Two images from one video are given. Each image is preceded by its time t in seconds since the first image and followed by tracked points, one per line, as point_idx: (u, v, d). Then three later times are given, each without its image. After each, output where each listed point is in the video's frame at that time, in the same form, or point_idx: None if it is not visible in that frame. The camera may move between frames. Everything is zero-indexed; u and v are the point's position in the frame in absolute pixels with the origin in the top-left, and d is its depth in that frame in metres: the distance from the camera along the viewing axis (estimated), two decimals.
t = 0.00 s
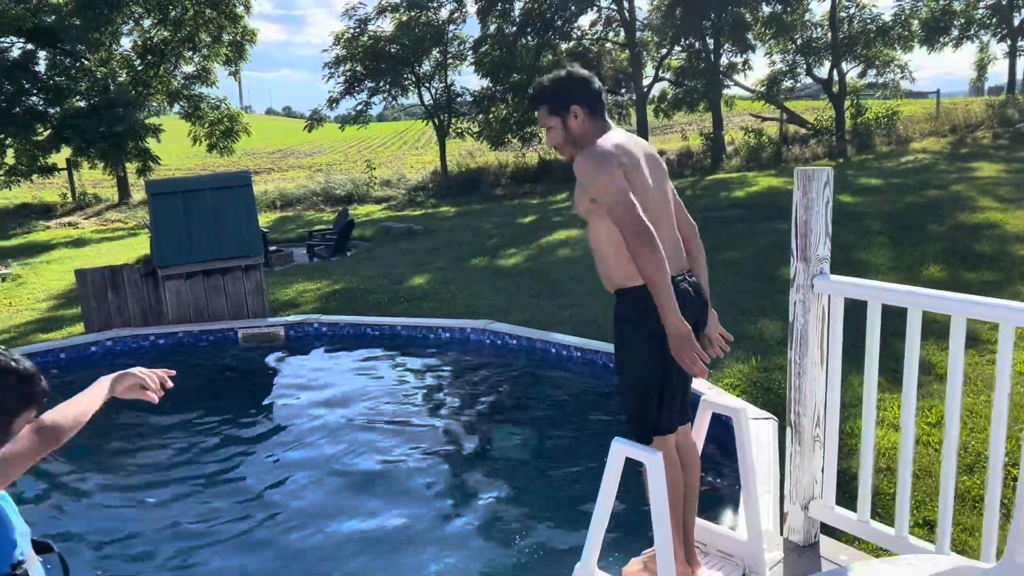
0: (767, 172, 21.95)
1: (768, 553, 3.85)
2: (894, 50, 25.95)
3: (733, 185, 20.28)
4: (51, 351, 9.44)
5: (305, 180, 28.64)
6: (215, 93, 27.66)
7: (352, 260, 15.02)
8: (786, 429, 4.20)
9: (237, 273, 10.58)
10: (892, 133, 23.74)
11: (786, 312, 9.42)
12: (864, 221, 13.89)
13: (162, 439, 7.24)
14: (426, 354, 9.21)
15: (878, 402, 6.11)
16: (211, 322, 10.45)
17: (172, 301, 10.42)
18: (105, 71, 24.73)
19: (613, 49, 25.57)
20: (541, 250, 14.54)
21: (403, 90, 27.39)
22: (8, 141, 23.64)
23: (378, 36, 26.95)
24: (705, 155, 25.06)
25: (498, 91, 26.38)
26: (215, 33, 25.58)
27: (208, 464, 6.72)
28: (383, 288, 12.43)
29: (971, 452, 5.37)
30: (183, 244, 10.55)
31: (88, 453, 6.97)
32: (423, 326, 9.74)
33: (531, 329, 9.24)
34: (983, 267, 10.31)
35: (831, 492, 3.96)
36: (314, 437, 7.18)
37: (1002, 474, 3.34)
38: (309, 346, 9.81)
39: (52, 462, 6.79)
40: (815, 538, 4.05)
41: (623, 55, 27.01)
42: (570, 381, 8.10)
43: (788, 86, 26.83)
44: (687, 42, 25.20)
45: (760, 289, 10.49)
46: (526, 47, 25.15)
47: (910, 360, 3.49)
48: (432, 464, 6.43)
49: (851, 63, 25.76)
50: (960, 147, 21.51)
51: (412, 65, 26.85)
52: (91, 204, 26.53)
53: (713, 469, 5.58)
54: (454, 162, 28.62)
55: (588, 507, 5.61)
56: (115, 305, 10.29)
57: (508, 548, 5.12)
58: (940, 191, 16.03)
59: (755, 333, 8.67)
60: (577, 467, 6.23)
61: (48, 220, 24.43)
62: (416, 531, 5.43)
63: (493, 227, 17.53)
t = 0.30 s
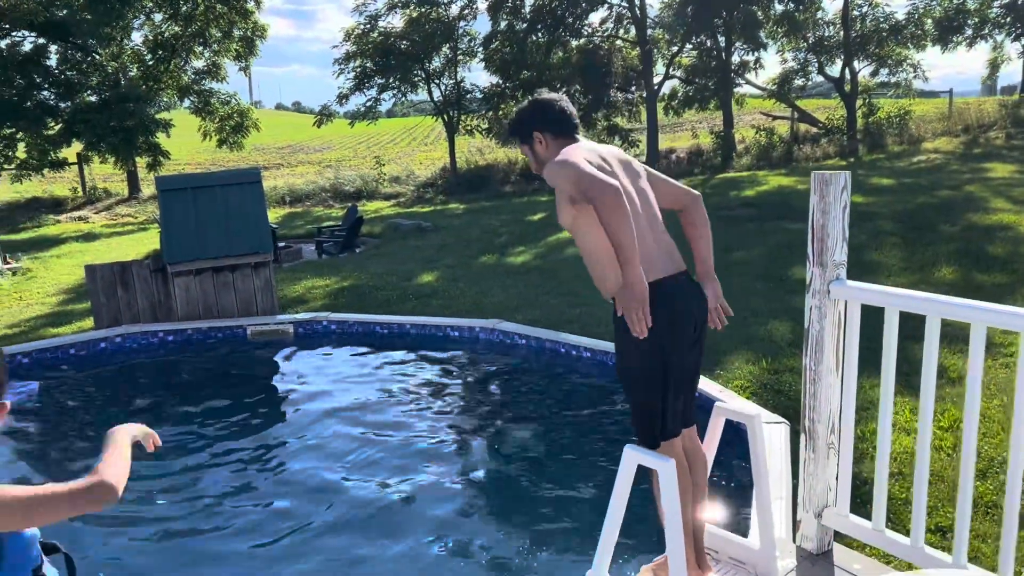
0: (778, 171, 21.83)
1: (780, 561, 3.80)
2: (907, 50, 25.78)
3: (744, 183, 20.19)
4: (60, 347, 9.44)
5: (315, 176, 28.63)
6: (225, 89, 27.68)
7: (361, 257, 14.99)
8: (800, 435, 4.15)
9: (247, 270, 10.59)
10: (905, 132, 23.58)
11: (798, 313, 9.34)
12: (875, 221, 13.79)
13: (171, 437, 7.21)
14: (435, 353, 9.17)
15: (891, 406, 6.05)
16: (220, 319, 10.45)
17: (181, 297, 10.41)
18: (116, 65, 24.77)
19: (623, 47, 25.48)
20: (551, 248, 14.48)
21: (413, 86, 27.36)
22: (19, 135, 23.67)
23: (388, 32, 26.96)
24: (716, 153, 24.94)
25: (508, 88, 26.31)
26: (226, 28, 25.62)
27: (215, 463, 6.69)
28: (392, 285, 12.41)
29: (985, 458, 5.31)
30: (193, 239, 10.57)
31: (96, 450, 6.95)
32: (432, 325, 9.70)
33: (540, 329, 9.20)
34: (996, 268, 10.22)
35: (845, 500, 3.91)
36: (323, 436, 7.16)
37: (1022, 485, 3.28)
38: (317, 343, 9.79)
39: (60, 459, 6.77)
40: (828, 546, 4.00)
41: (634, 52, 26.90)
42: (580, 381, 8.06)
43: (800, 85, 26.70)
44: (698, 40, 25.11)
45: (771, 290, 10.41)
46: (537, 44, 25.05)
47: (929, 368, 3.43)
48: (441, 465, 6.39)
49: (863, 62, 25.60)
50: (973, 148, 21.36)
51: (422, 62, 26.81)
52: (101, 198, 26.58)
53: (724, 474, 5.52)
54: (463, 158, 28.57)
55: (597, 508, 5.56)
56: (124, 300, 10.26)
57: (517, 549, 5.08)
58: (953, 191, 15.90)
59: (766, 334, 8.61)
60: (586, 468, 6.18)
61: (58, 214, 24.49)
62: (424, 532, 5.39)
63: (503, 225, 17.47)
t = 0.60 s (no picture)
0: (789, 168, 21.73)
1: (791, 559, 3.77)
2: (920, 45, 25.59)
3: (755, 179, 20.09)
4: (70, 338, 9.46)
5: (324, 169, 28.65)
6: (235, 81, 27.70)
7: (370, 250, 14.98)
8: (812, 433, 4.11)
9: (255, 262, 10.57)
10: (917, 129, 23.41)
11: (809, 310, 9.28)
12: (887, 218, 13.70)
13: (178, 429, 7.21)
14: (444, 346, 9.15)
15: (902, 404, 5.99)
16: (230, 311, 10.44)
17: (190, 288, 10.43)
18: (127, 57, 24.80)
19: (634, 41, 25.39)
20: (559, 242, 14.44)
21: (423, 80, 27.32)
22: (30, 127, 23.75)
23: (399, 25, 26.86)
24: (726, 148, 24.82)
25: (518, 82, 26.25)
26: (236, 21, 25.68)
27: (223, 454, 6.69)
28: (401, 279, 12.39)
29: (998, 457, 5.25)
30: (202, 230, 10.55)
31: (103, 441, 6.96)
32: (440, 318, 9.67)
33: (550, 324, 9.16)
34: (1009, 267, 10.13)
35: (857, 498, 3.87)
36: (332, 428, 7.15)
37: None
38: (326, 336, 9.78)
39: (68, 449, 6.77)
40: (839, 544, 3.96)
41: (645, 46, 26.79)
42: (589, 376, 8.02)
43: (811, 80, 26.58)
44: (710, 35, 25.00)
45: (781, 286, 10.35)
46: (547, 39, 25.05)
47: (944, 367, 3.38)
48: (447, 459, 6.36)
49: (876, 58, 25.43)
50: (987, 145, 21.20)
51: (432, 55, 26.76)
52: (111, 189, 26.66)
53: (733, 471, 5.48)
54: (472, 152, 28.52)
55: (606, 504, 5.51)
56: (134, 291, 10.29)
57: (523, 544, 5.04)
58: (966, 189, 15.76)
59: (776, 331, 8.55)
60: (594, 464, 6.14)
61: (69, 205, 24.58)
62: (430, 526, 5.36)
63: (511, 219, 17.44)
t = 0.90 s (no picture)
0: (804, 159, 21.55)
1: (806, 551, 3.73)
2: (938, 37, 25.31)
3: (769, 171, 19.94)
4: (83, 325, 9.50)
5: (336, 158, 28.65)
6: (248, 70, 27.68)
7: (382, 240, 14.97)
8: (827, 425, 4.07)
9: (268, 250, 10.59)
10: (934, 121, 23.16)
11: (824, 303, 9.19)
12: (903, 210, 13.56)
13: (189, 417, 7.22)
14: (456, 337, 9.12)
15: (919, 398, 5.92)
16: (242, 299, 10.44)
17: (202, 276, 10.44)
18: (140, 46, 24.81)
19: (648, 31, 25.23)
20: (571, 234, 14.39)
21: (435, 70, 27.26)
22: (45, 115, 23.84)
23: (412, 15, 26.81)
24: (740, 140, 24.65)
25: (531, 72, 26.15)
26: (250, 10, 25.90)
27: (234, 444, 6.70)
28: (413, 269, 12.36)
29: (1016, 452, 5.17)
30: (215, 217, 10.56)
31: (116, 429, 6.99)
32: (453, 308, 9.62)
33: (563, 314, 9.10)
34: None
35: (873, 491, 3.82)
36: (343, 417, 7.14)
37: None
38: (338, 325, 9.76)
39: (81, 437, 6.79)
40: (854, 537, 3.92)
41: (659, 37, 26.62)
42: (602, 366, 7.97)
43: (827, 72, 26.34)
44: (724, 25, 24.82)
45: (795, 279, 10.27)
46: (561, 27, 25.08)
47: (963, 359, 3.34)
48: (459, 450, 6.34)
49: (893, 49, 25.16)
50: (1004, 138, 20.97)
51: (445, 45, 26.67)
52: (125, 178, 26.76)
53: (747, 464, 5.43)
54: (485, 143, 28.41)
55: (618, 494, 5.48)
56: (146, 279, 10.31)
57: (535, 536, 5.03)
58: (984, 182, 15.60)
59: (790, 324, 8.48)
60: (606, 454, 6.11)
61: (83, 194, 24.70)
62: (440, 517, 5.34)
63: (523, 210, 17.38)
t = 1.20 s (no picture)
0: (820, 150, 21.35)
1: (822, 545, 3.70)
2: (958, 26, 24.97)
3: (785, 161, 19.78)
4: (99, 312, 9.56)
5: (350, 147, 28.65)
6: (262, 59, 27.66)
7: (396, 229, 14.95)
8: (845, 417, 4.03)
9: (281, 239, 10.61)
10: (953, 111, 22.86)
11: (839, 294, 9.12)
12: (922, 202, 13.41)
13: (203, 405, 7.25)
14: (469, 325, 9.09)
15: (937, 392, 5.86)
16: (257, 287, 10.45)
17: (217, 265, 10.47)
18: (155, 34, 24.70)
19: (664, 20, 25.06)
20: (585, 223, 14.33)
21: (450, 58, 27.15)
22: (62, 103, 23.89)
23: (426, 2, 26.89)
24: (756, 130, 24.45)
25: (546, 61, 26.05)
26: None
27: (247, 433, 6.71)
28: (426, 258, 12.35)
29: None
30: (229, 206, 10.53)
31: (128, 417, 7.02)
32: (466, 298, 9.60)
33: (577, 305, 9.04)
34: None
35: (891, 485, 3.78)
36: (357, 407, 7.14)
37: None
38: (351, 314, 9.77)
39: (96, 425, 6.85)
40: (871, 531, 3.88)
41: (675, 26, 26.39)
42: (613, 356, 7.93)
43: (845, 61, 26.01)
44: (741, 14, 24.63)
45: (812, 270, 10.18)
46: (576, 16, 24.94)
47: (986, 353, 3.28)
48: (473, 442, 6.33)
49: (912, 38, 24.85)
50: None
51: (459, 34, 26.56)
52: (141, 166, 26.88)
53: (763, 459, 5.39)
54: (499, 132, 28.32)
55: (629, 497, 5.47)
56: (161, 267, 10.34)
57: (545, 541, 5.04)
58: (1004, 173, 15.40)
59: (806, 315, 8.42)
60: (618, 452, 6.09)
61: (99, 182, 24.83)
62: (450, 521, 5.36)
63: (536, 200, 17.30)
